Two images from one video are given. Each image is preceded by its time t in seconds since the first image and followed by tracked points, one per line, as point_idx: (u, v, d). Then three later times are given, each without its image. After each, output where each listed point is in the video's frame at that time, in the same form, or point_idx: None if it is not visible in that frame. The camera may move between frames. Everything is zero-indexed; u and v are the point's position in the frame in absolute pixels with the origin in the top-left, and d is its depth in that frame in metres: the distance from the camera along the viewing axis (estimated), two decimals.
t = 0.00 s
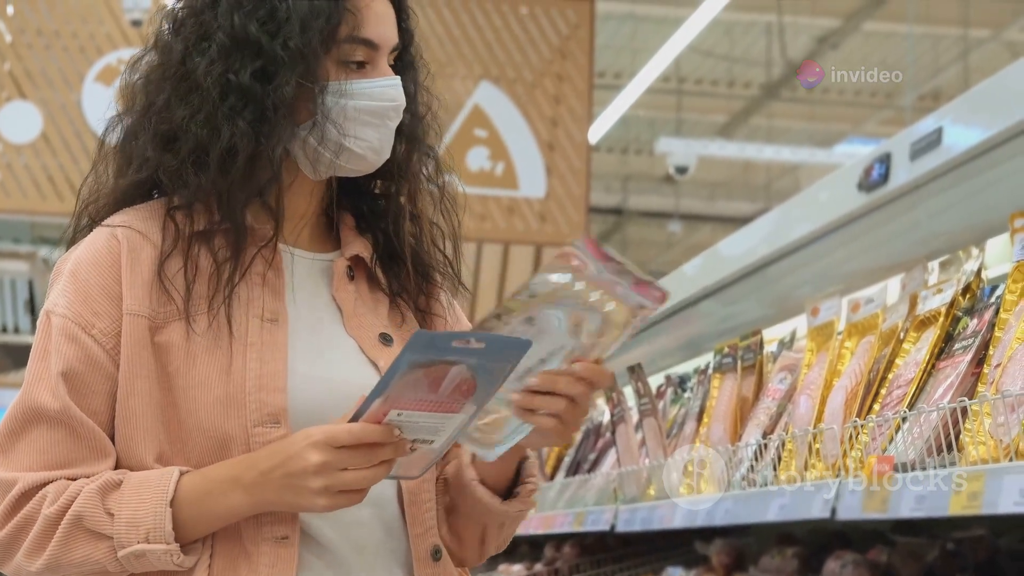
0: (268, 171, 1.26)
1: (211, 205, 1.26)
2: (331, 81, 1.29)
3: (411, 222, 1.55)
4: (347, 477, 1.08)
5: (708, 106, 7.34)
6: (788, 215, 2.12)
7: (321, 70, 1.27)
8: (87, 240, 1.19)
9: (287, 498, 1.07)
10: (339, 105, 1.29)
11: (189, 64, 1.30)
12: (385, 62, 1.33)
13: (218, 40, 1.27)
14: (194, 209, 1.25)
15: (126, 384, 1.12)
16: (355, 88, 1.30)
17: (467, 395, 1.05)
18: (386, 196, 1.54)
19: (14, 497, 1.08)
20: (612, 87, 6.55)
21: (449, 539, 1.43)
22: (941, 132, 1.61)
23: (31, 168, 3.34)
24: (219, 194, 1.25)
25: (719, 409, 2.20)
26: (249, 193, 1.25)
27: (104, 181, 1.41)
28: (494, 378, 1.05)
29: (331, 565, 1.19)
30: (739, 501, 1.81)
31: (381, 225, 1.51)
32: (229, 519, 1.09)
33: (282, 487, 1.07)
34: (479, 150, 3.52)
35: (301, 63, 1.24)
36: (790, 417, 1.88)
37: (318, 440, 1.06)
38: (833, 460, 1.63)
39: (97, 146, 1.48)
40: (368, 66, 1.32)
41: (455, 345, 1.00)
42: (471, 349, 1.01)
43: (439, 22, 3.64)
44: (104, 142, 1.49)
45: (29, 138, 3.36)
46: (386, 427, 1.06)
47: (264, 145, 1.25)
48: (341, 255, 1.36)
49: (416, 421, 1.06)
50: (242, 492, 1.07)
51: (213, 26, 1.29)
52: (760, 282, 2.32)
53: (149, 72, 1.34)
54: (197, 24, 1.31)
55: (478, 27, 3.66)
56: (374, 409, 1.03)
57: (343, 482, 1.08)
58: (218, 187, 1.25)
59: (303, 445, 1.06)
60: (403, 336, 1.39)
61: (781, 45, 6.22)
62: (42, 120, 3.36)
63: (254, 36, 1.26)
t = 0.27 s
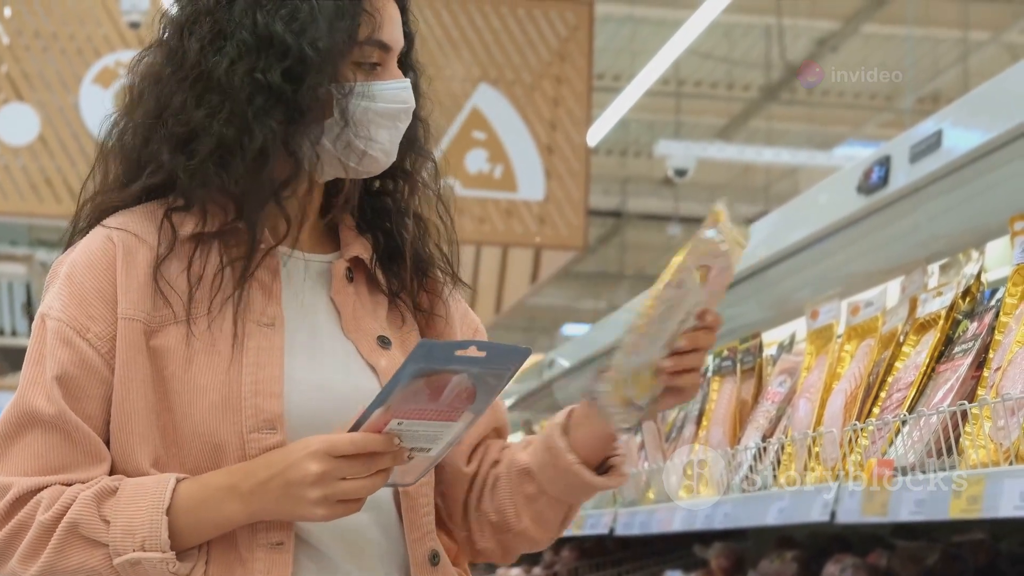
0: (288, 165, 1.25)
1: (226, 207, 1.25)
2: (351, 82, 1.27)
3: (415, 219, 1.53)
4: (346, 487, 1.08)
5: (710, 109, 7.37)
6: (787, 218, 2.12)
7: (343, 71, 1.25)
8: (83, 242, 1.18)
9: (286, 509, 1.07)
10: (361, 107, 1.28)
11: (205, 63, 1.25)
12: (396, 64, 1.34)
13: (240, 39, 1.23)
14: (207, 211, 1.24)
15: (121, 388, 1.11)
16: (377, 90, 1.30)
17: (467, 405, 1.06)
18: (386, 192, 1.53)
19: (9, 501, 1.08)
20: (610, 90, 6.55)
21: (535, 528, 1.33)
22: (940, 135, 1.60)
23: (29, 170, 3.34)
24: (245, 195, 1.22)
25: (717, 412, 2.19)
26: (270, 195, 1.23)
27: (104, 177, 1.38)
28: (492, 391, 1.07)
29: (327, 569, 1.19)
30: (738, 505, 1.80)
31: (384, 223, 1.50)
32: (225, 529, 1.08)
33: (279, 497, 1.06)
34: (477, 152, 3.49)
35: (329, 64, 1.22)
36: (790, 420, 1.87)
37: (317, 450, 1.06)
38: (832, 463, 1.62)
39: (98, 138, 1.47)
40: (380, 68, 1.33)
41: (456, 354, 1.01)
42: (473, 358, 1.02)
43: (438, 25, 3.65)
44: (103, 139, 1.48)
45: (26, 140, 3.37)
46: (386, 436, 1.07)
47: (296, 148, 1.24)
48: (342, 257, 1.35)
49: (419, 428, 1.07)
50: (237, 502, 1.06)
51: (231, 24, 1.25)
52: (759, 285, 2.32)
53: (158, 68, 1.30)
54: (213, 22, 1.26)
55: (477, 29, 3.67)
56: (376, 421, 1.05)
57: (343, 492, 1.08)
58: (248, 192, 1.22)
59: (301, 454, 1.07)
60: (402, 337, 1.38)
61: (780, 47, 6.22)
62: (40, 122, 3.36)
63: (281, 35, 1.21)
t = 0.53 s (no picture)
0: (301, 166, 1.28)
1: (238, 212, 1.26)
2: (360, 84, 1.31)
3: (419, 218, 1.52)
4: (336, 500, 1.08)
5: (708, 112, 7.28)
6: (785, 221, 2.12)
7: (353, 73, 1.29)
8: (82, 247, 1.19)
9: (276, 520, 1.07)
10: (373, 109, 1.31)
11: (211, 67, 1.28)
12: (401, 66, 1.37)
13: (251, 43, 1.26)
14: (221, 212, 1.25)
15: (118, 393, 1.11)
16: (388, 90, 1.33)
17: (456, 414, 1.05)
18: (394, 193, 1.53)
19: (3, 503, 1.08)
20: (610, 92, 6.47)
21: (620, 497, 1.33)
22: (939, 137, 1.59)
23: (28, 173, 3.35)
24: (259, 198, 1.25)
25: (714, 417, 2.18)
26: (281, 196, 1.26)
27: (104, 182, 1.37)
28: (483, 397, 1.06)
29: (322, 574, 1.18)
30: (736, 508, 1.80)
31: (387, 223, 1.49)
32: (218, 537, 1.08)
33: (269, 507, 1.06)
34: (476, 155, 3.50)
35: (342, 65, 1.27)
36: (788, 423, 1.87)
37: (305, 464, 1.06)
38: (831, 467, 1.62)
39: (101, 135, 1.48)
40: (387, 68, 1.35)
41: (444, 367, 1.00)
42: (461, 370, 1.02)
43: (436, 27, 3.65)
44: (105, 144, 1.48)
45: (24, 142, 3.37)
46: (376, 448, 1.07)
47: (312, 148, 1.27)
48: (343, 258, 1.33)
49: (407, 439, 1.07)
50: (228, 512, 1.06)
51: (240, 29, 1.28)
52: (757, 287, 2.32)
53: (163, 73, 1.31)
54: (220, 28, 1.29)
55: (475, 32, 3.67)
56: (364, 432, 1.04)
57: (332, 504, 1.08)
58: (262, 194, 1.25)
59: (290, 468, 1.06)
60: (405, 342, 1.36)
61: (779, 50, 6.18)
62: (39, 124, 3.37)
63: (293, 39, 1.26)
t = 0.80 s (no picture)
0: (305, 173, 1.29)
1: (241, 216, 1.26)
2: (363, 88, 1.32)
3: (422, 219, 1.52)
4: (328, 508, 1.08)
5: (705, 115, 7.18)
6: (784, 223, 2.12)
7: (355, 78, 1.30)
8: (82, 251, 1.19)
9: (269, 527, 1.07)
10: (379, 112, 1.31)
11: (214, 72, 1.29)
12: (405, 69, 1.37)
13: (253, 48, 1.27)
14: (224, 216, 1.24)
15: (119, 395, 1.11)
16: (391, 93, 1.33)
17: (447, 423, 1.05)
18: (398, 193, 1.53)
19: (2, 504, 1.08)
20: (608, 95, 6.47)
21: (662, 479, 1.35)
22: (938, 140, 1.60)
23: (27, 175, 3.35)
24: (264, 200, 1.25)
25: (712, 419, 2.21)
26: (284, 199, 1.27)
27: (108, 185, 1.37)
28: (475, 405, 1.06)
29: None
30: (735, 510, 1.80)
31: (392, 223, 1.49)
32: (214, 542, 1.08)
33: (262, 514, 1.06)
34: (476, 157, 3.50)
35: (345, 69, 1.28)
36: (787, 425, 1.87)
37: (298, 473, 1.06)
38: (830, 470, 1.62)
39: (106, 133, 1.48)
40: (390, 71, 1.35)
41: (434, 377, 1.00)
42: (450, 381, 1.02)
43: (435, 30, 3.65)
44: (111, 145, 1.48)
45: (23, 145, 3.38)
46: (367, 458, 1.07)
47: (315, 153, 1.29)
48: (344, 261, 1.33)
49: (399, 447, 1.07)
50: (223, 519, 1.06)
51: (242, 34, 1.29)
52: (757, 290, 2.33)
53: (165, 77, 1.32)
54: (223, 32, 1.30)
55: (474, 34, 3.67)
56: (354, 444, 1.04)
57: (324, 513, 1.08)
58: (267, 198, 1.25)
59: (282, 477, 1.06)
60: (409, 344, 1.35)
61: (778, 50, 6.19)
62: (38, 126, 3.38)
63: (296, 44, 1.27)
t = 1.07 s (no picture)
0: (305, 177, 1.27)
1: (245, 220, 1.26)
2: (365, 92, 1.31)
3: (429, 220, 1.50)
4: (325, 513, 1.07)
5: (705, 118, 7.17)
6: (784, 226, 2.12)
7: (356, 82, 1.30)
8: (89, 257, 1.20)
9: (266, 531, 1.07)
10: (379, 117, 1.31)
11: (217, 79, 1.29)
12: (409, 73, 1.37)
13: (254, 54, 1.28)
14: (225, 221, 1.25)
15: (123, 398, 1.12)
16: (391, 98, 1.33)
17: (443, 429, 1.04)
18: (401, 198, 1.51)
19: (10, 505, 1.09)
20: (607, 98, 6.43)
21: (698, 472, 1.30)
22: (938, 143, 1.60)
23: (27, 178, 3.37)
24: (267, 204, 1.24)
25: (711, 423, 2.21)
26: (287, 202, 1.26)
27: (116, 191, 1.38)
28: (472, 412, 1.05)
29: None
30: (734, 513, 1.80)
31: (398, 227, 1.47)
32: (215, 545, 1.08)
33: (261, 518, 1.06)
34: (476, 160, 3.51)
35: (345, 74, 1.27)
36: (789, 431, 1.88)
37: (294, 477, 1.06)
38: (829, 472, 1.62)
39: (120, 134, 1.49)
40: (393, 76, 1.36)
41: (428, 383, 1.00)
42: (445, 386, 1.01)
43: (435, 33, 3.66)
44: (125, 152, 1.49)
45: (22, 147, 3.39)
46: (362, 463, 1.06)
47: (315, 157, 1.27)
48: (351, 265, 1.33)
49: (396, 452, 1.06)
50: (223, 523, 1.07)
51: (245, 41, 1.29)
52: (756, 293, 2.32)
53: (171, 84, 1.33)
54: (226, 40, 1.31)
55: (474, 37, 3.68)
56: (350, 449, 1.03)
57: (321, 517, 1.07)
58: (270, 201, 1.25)
59: (278, 482, 1.06)
60: (414, 346, 1.33)
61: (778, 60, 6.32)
62: (37, 129, 3.39)
63: (296, 49, 1.27)
